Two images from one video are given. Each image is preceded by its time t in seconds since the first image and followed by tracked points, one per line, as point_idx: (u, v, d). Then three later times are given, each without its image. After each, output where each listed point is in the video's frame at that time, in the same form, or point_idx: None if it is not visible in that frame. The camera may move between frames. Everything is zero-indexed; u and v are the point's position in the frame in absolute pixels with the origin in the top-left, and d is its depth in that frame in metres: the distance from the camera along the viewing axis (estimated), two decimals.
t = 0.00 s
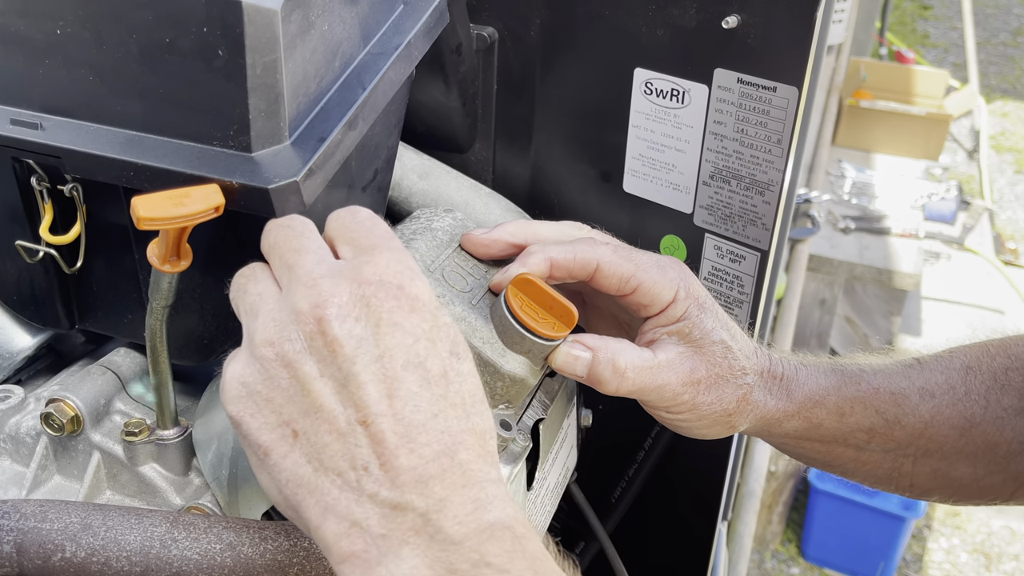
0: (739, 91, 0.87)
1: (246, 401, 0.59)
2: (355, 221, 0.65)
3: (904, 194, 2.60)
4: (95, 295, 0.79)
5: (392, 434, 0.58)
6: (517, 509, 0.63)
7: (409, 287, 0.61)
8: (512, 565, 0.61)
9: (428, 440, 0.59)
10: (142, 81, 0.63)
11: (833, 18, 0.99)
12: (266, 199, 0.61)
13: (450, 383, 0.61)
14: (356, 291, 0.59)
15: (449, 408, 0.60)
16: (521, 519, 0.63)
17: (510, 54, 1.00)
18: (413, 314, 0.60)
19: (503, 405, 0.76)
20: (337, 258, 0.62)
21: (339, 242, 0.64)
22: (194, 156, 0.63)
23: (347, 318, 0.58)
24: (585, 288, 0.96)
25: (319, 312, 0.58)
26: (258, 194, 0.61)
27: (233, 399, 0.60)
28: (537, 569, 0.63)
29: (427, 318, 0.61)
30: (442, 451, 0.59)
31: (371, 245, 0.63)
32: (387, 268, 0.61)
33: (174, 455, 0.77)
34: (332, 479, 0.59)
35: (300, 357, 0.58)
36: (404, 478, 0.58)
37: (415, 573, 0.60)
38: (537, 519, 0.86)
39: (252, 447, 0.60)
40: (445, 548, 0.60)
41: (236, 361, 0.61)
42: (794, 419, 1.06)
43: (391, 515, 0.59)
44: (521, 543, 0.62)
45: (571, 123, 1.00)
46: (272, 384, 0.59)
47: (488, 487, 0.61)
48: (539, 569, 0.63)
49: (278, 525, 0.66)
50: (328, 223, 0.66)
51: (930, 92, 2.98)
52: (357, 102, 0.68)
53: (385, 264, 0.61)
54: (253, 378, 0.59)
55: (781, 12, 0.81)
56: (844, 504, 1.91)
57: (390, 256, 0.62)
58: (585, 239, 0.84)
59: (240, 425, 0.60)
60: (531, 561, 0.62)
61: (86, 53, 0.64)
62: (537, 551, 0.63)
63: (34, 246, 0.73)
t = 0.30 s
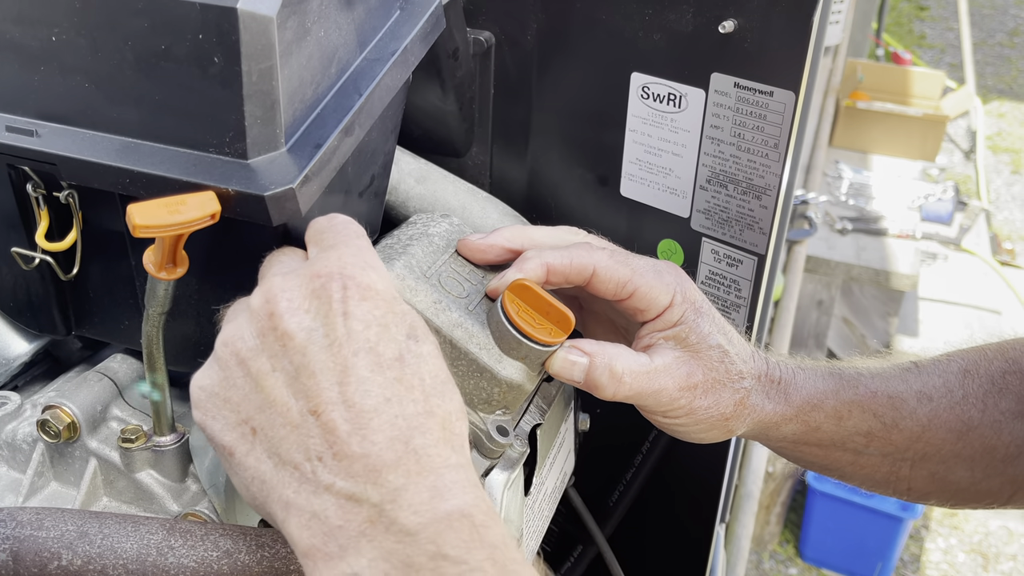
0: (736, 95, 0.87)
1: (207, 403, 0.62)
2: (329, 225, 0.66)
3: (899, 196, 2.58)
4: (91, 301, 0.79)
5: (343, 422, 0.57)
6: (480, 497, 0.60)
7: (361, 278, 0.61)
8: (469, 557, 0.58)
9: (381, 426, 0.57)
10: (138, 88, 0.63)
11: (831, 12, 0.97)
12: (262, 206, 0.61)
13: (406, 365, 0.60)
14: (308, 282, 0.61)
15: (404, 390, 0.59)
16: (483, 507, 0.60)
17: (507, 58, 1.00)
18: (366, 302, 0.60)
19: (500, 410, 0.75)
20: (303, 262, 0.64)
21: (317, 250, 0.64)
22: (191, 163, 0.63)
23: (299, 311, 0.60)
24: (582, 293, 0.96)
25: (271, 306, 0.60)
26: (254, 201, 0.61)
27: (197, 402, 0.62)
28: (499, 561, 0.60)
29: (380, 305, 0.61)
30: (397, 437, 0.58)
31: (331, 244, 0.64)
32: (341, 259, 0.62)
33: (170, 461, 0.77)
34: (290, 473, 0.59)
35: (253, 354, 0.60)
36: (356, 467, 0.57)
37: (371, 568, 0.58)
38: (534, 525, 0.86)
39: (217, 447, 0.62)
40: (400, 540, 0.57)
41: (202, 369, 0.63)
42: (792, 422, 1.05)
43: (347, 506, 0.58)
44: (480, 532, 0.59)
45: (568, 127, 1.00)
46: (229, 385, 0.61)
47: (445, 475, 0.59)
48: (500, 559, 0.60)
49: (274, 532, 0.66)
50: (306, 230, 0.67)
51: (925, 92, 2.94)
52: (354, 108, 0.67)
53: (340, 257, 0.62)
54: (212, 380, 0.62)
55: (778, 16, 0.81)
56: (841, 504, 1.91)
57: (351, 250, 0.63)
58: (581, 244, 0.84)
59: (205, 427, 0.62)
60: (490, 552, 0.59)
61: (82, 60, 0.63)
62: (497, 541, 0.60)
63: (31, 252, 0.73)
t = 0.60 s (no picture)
0: (733, 99, 0.87)
1: (195, 421, 0.62)
2: (310, 232, 0.65)
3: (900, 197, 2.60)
4: (88, 306, 0.79)
5: (332, 440, 0.57)
6: (471, 511, 0.60)
7: (349, 291, 0.61)
8: (461, 572, 0.58)
9: (372, 442, 0.58)
10: (134, 94, 0.63)
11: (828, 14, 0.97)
12: (259, 212, 0.61)
13: (395, 380, 0.60)
14: (293, 298, 0.60)
15: (394, 406, 0.59)
16: (475, 521, 0.60)
17: (504, 62, 1.00)
18: (354, 315, 0.60)
19: (497, 414, 0.75)
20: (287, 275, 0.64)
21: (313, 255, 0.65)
22: (187, 168, 0.63)
23: (285, 326, 0.60)
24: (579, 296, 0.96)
25: (258, 323, 0.60)
26: (250, 207, 0.61)
27: (185, 419, 0.62)
28: None
29: (369, 318, 0.60)
30: (387, 452, 0.58)
31: (316, 253, 0.63)
32: (327, 271, 0.61)
33: (168, 466, 0.77)
34: (280, 491, 0.59)
35: (241, 372, 0.60)
36: (345, 485, 0.57)
37: None
38: (530, 529, 0.86)
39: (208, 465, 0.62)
40: (392, 558, 0.57)
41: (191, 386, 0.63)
42: (792, 425, 1.05)
43: (337, 524, 0.58)
44: (472, 547, 0.59)
45: (566, 131, 1.00)
46: (217, 402, 0.61)
47: (436, 490, 0.59)
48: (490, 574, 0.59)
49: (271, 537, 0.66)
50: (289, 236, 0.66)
51: (925, 94, 2.93)
52: (350, 113, 0.68)
53: (328, 269, 0.62)
54: (199, 399, 0.62)
55: (774, 20, 0.81)
56: (841, 505, 1.91)
57: (337, 259, 0.63)
58: (578, 248, 0.84)
59: (194, 444, 0.62)
60: (482, 566, 0.59)
61: (79, 65, 0.64)
62: (489, 555, 0.60)
63: (27, 257, 0.73)
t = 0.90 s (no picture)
0: (732, 102, 0.87)
1: (192, 417, 0.62)
2: (311, 232, 0.65)
3: (899, 197, 2.60)
4: (87, 309, 0.79)
5: (328, 435, 0.58)
6: (463, 509, 0.60)
7: (345, 290, 0.61)
8: (454, 569, 0.58)
9: (366, 440, 0.58)
10: (133, 98, 0.63)
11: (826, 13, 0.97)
12: (257, 216, 0.61)
13: (392, 379, 0.60)
14: (292, 295, 0.61)
15: (389, 404, 0.59)
16: (467, 518, 0.60)
17: (503, 64, 1.00)
18: (351, 313, 0.60)
19: (496, 418, 0.75)
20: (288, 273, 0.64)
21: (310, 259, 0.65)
22: (186, 172, 0.63)
23: (284, 324, 0.60)
24: (578, 298, 0.96)
25: (256, 320, 0.60)
26: (249, 211, 0.61)
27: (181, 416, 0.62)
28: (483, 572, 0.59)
29: (366, 317, 0.61)
30: (381, 450, 0.58)
31: (315, 251, 0.64)
32: (326, 270, 0.62)
33: (166, 469, 0.77)
34: (275, 487, 0.59)
35: (238, 368, 0.61)
36: (340, 481, 0.57)
37: None
38: (529, 532, 0.86)
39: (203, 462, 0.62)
40: (385, 554, 0.57)
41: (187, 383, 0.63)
42: (792, 426, 1.06)
43: (331, 520, 0.58)
44: (464, 544, 0.59)
45: (565, 133, 1.00)
46: (214, 398, 0.62)
47: (430, 488, 0.59)
48: (483, 571, 0.59)
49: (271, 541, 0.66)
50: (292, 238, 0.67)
51: (924, 93, 2.93)
52: (348, 117, 0.68)
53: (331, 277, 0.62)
54: (196, 395, 0.62)
55: (773, 23, 0.81)
56: (841, 506, 1.91)
57: (336, 260, 0.63)
58: (576, 250, 0.84)
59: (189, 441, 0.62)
60: (475, 563, 0.59)
61: (77, 69, 0.64)
62: (482, 552, 0.60)
63: (26, 260, 0.73)
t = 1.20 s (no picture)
0: (731, 103, 0.87)
1: (193, 403, 0.62)
2: (320, 230, 0.66)
3: (899, 197, 2.60)
4: (87, 311, 0.79)
5: (327, 421, 0.57)
6: (463, 497, 0.60)
7: (349, 281, 0.62)
8: (452, 557, 0.58)
9: (365, 426, 0.58)
10: (132, 100, 0.63)
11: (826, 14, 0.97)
12: (257, 218, 0.61)
13: (393, 369, 0.60)
14: (296, 286, 0.61)
15: (389, 393, 0.59)
16: (466, 508, 0.60)
17: (502, 66, 1.00)
18: (354, 305, 0.61)
19: (495, 419, 0.75)
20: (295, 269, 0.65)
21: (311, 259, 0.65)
22: (186, 175, 0.63)
23: (287, 313, 0.60)
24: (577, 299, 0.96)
25: (261, 309, 0.60)
26: (249, 213, 0.61)
27: (184, 402, 0.63)
28: (481, 562, 0.60)
29: (369, 308, 0.61)
30: (380, 437, 0.58)
31: (323, 248, 0.64)
32: (331, 263, 0.62)
33: (166, 471, 0.77)
34: (271, 473, 0.59)
35: (241, 355, 0.61)
36: (338, 466, 0.57)
37: (352, 567, 0.57)
38: (530, 533, 0.86)
39: (201, 449, 0.62)
40: (381, 539, 0.57)
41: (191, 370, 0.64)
42: (792, 427, 1.06)
43: (327, 505, 0.57)
44: (462, 532, 0.59)
45: (565, 134, 1.00)
46: (215, 385, 0.62)
47: (429, 475, 0.59)
48: (482, 560, 0.60)
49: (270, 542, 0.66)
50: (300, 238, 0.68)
51: (925, 95, 2.94)
52: (348, 119, 0.68)
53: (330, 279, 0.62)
54: (199, 381, 0.63)
55: (772, 25, 0.81)
56: (841, 507, 1.91)
57: (342, 255, 0.64)
58: (576, 252, 0.84)
59: (190, 429, 0.62)
60: (472, 551, 0.59)
61: (76, 71, 0.64)
62: (479, 541, 0.60)
63: (26, 263, 0.73)
